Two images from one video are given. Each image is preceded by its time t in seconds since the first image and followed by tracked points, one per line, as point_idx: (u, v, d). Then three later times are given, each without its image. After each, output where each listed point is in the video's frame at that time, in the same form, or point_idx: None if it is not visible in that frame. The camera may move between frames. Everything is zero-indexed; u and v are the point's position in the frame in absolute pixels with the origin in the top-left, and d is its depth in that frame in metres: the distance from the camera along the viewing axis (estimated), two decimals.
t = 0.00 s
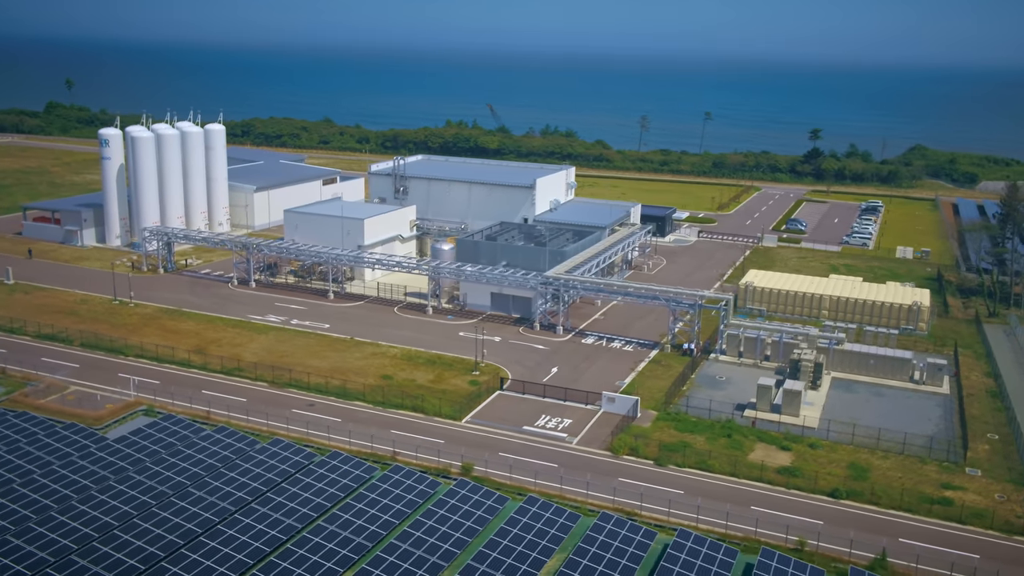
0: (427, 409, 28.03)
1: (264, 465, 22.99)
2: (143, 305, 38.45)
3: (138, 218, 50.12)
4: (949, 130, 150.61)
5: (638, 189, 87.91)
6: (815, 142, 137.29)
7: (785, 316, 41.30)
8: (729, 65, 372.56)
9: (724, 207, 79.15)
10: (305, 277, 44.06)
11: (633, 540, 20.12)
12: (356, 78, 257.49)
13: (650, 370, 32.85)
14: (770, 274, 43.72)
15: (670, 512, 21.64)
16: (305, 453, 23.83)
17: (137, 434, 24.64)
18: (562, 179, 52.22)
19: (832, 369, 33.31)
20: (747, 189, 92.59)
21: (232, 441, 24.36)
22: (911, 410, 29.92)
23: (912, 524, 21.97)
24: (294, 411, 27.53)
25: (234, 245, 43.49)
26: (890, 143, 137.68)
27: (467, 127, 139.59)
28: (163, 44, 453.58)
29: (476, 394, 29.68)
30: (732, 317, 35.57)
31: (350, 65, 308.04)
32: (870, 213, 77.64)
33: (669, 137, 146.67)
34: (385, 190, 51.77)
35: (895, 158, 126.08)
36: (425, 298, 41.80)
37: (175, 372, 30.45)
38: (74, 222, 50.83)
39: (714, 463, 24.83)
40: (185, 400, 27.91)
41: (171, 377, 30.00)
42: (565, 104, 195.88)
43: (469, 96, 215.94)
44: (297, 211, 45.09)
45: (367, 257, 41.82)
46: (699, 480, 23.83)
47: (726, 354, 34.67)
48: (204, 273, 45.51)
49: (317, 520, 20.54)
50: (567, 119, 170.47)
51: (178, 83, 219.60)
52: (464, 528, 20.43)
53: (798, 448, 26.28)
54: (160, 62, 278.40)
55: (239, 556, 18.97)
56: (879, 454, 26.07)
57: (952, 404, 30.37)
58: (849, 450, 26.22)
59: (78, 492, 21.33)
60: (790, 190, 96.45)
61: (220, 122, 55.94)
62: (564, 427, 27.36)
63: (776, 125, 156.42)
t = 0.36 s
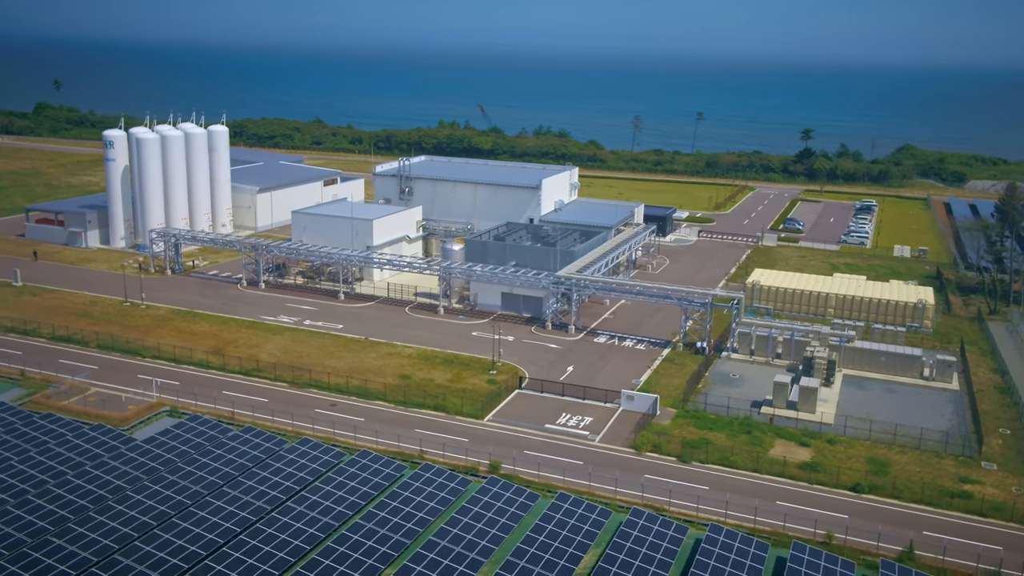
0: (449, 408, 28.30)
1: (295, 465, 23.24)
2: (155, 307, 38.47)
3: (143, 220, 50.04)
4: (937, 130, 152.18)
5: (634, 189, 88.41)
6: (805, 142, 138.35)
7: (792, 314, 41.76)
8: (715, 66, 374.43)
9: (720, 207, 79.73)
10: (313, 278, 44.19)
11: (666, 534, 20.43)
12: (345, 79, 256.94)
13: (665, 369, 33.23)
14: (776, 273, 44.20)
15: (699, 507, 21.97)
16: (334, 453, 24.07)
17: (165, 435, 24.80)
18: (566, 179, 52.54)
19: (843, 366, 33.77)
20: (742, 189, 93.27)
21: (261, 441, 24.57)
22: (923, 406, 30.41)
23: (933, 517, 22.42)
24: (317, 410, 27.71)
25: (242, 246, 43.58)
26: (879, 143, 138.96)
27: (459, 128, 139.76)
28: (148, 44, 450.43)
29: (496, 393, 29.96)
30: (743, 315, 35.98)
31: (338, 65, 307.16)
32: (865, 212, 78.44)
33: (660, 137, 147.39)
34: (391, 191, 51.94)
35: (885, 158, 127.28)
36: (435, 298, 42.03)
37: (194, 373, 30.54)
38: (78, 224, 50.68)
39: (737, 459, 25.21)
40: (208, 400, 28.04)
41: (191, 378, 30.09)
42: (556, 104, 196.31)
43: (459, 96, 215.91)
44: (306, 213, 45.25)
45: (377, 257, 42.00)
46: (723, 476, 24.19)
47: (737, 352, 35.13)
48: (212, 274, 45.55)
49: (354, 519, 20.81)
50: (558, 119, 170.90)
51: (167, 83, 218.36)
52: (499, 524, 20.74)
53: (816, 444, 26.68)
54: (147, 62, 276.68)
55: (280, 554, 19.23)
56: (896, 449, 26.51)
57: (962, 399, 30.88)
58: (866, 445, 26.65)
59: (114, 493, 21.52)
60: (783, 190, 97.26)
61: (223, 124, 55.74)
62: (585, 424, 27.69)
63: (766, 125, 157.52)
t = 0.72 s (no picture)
0: (471, 407, 28.58)
1: (327, 464, 23.50)
2: (168, 308, 38.49)
3: (148, 223, 49.98)
4: (925, 130, 153.70)
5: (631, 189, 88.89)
6: (796, 142, 139.37)
7: (799, 312, 42.24)
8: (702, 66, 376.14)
9: (717, 206, 80.36)
10: (323, 279, 44.32)
11: (698, 529, 20.79)
12: (335, 79, 256.47)
13: (679, 368, 33.62)
14: (782, 272, 44.70)
15: (727, 503, 22.31)
16: (363, 452, 24.33)
17: (195, 435, 24.95)
18: (571, 180, 52.88)
19: (853, 364, 34.25)
20: (737, 188, 93.93)
21: (290, 441, 24.79)
22: (936, 401, 30.92)
23: (955, 511, 22.83)
24: (340, 410, 27.87)
25: (252, 248, 43.66)
26: (869, 143, 140.16)
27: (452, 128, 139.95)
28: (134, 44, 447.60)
29: (515, 392, 30.28)
30: (755, 314, 36.46)
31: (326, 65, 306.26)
32: (860, 211, 79.26)
33: (652, 137, 148.12)
34: (396, 192, 52.14)
35: (875, 157, 128.44)
36: (445, 298, 42.27)
37: (214, 374, 30.65)
38: (83, 226, 50.56)
39: (759, 456, 25.55)
40: (232, 400, 28.17)
41: (212, 379, 30.18)
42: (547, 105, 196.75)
43: (450, 96, 215.94)
44: (314, 214, 45.48)
45: (387, 258, 42.16)
46: (747, 472, 24.55)
47: (750, 350, 35.60)
48: (221, 276, 45.60)
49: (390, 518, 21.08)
50: (550, 120, 171.26)
51: (156, 83, 217.16)
52: (534, 521, 21.04)
53: (835, 439, 27.07)
54: (133, 62, 275.05)
55: (321, 552, 19.49)
56: (913, 444, 26.95)
57: (973, 395, 31.41)
58: (884, 441, 27.07)
59: (150, 493, 21.69)
60: (778, 190, 98.03)
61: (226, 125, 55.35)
62: (607, 422, 28.03)
63: (757, 125, 158.60)
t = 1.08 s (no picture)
0: (491, 406, 28.85)
1: (356, 464, 23.71)
2: (179, 310, 38.49)
3: (152, 225, 49.97)
4: (912, 129, 155.26)
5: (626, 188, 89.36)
6: (785, 142, 140.38)
7: (803, 310, 42.75)
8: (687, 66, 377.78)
9: (712, 206, 80.92)
10: (330, 280, 44.40)
11: (728, 523, 21.17)
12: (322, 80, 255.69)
13: (691, 366, 34.03)
14: (785, 271, 45.20)
15: (753, 498, 22.69)
16: (390, 451, 24.57)
17: (221, 435, 25.11)
18: (574, 180, 53.21)
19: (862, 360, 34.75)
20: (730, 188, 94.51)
21: (317, 440, 24.99)
22: (945, 397, 31.40)
23: (974, 503, 23.29)
24: (361, 410, 28.05)
25: (260, 249, 43.73)
26: (857, 143, 141.40)
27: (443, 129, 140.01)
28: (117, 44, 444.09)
29: (533, 391, 30.59)
30: (763, 312, 36.91)
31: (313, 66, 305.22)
32: (854, 210, 80.04)
33: (643, 137, 148.78)
34: (400, 193, 52.32)
35: (864, 156, 129.62)
36: (454, 299, 42.50)
37: (232, 376, 30.76)
38: (86, 229, 50.39)
39: (778, 451, 25.93)
40: (253, 401, 28.30)
41: (231, 380, 30.29)
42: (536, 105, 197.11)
43: (439, 97, 215.87)
44: (321, 215, 45.68)
45: (396, 259, 42.33)
46: (768, 468, 24.94)
47: (759, 348, 36.04)
48: (228, 277, 45.63)
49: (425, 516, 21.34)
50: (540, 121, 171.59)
51: (142, 83, 215.75)
52: (567, 518, 21.39)
53: (851, 435, 27.51)
54: (118, 62, 273.08)
55: (361, 551, 19.78)
56: (927, 439, 27.41)
57: (981, 390, 31.94)
58: (898, 436, 27.53)
59: (183, 493, 21.86)
60: (770, 189, 98.81)
61: (226, 125, 55.11)
62: (626, 420, 28.37)
63: (746, 125, 159.63)
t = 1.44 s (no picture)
0: (506, 405, 29.10)
1: (380, 463, 23.89)
2: (185, 313, 38.43)
3: (152, 227, 49.80)
4: (894, 128, 157.07)
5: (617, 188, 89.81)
6: (771, 141, 141.50)
7: (804, 308, 43.28)
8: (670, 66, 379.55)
9: (704, 205, 81.50)
10: (334, 281, 44.48)
11: (751, 516, 21.57)
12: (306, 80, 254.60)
13: (698, 364, 34.45)
14: (784, 269, 45.75)
15: (773, 493, 23.10)
16: (412, 450, 24.77)
17: (243, 435, 25.21)
18: (572, 181, 53.55)
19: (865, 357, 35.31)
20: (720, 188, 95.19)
21: (339, 440, 25.15)
22: (949, 392, 32.01)
23: (987, 496, 23.79)
24: (378, 410, 28.21)
25: (263, 251, 43.78)
26: (841, 142, 142.82)
27: (431, 130, 140.00)
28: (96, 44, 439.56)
29: (546, 389, 30.87)
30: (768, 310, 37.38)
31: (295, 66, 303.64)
32: (843, 208, 80.93)
33: (630, 137, 149.52)
34: (400, 194, 52.45)
35: (849, 156, 130.96)
36: (458, 299, 42.71)
37: (246, 377, 30.83)
38: (85, 231, 50.11)
39: (793, 447, 26.37)
40: (269, 403, 28.41)
41: (245, 382, 30.34)
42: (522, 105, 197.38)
43: (424, 98, 215.54)
44: (323, 216, 45.82)
45: (400, 260, 42.46)
46: (784, 463, 25.37)
47: (764, 345, 36.56)
48: (231, 279, 45.60)
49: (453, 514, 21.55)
50: (526, 121, 171.83)
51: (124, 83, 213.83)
52: (593, 514, 21.71)
53: (861, 430, 28.00)
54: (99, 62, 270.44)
55: (394, 548, 20.00)
56: (935, 434, 27.93)
57: (983, 385, 32.56)
58: (908, 431, 28.04)
59: (212, 494, 21.98)
60: (759, 188, 99.69)
61: (224, 127, 54.94)
62: (640, 417, 28.73)
63: (731, 125, 160.80)
